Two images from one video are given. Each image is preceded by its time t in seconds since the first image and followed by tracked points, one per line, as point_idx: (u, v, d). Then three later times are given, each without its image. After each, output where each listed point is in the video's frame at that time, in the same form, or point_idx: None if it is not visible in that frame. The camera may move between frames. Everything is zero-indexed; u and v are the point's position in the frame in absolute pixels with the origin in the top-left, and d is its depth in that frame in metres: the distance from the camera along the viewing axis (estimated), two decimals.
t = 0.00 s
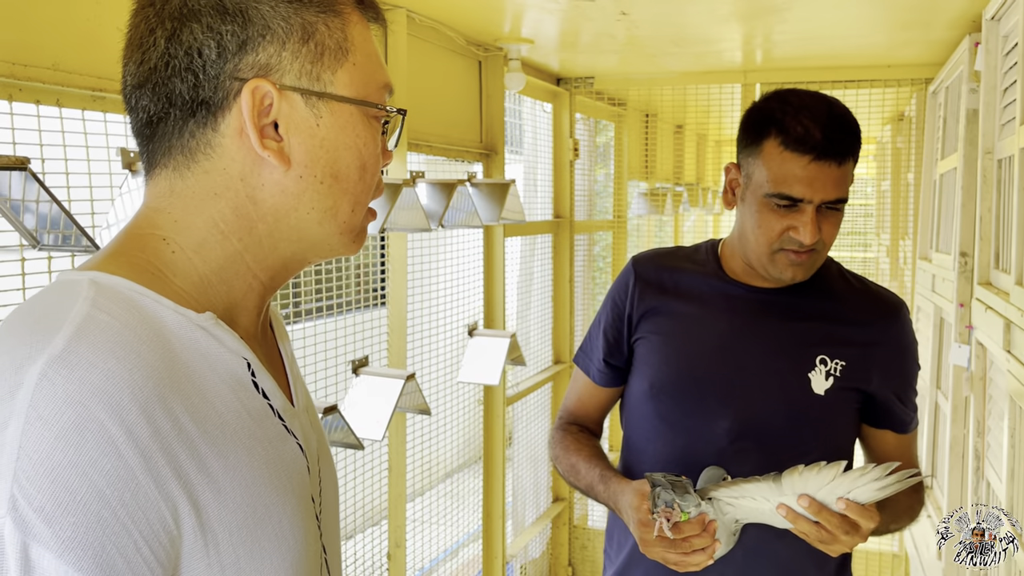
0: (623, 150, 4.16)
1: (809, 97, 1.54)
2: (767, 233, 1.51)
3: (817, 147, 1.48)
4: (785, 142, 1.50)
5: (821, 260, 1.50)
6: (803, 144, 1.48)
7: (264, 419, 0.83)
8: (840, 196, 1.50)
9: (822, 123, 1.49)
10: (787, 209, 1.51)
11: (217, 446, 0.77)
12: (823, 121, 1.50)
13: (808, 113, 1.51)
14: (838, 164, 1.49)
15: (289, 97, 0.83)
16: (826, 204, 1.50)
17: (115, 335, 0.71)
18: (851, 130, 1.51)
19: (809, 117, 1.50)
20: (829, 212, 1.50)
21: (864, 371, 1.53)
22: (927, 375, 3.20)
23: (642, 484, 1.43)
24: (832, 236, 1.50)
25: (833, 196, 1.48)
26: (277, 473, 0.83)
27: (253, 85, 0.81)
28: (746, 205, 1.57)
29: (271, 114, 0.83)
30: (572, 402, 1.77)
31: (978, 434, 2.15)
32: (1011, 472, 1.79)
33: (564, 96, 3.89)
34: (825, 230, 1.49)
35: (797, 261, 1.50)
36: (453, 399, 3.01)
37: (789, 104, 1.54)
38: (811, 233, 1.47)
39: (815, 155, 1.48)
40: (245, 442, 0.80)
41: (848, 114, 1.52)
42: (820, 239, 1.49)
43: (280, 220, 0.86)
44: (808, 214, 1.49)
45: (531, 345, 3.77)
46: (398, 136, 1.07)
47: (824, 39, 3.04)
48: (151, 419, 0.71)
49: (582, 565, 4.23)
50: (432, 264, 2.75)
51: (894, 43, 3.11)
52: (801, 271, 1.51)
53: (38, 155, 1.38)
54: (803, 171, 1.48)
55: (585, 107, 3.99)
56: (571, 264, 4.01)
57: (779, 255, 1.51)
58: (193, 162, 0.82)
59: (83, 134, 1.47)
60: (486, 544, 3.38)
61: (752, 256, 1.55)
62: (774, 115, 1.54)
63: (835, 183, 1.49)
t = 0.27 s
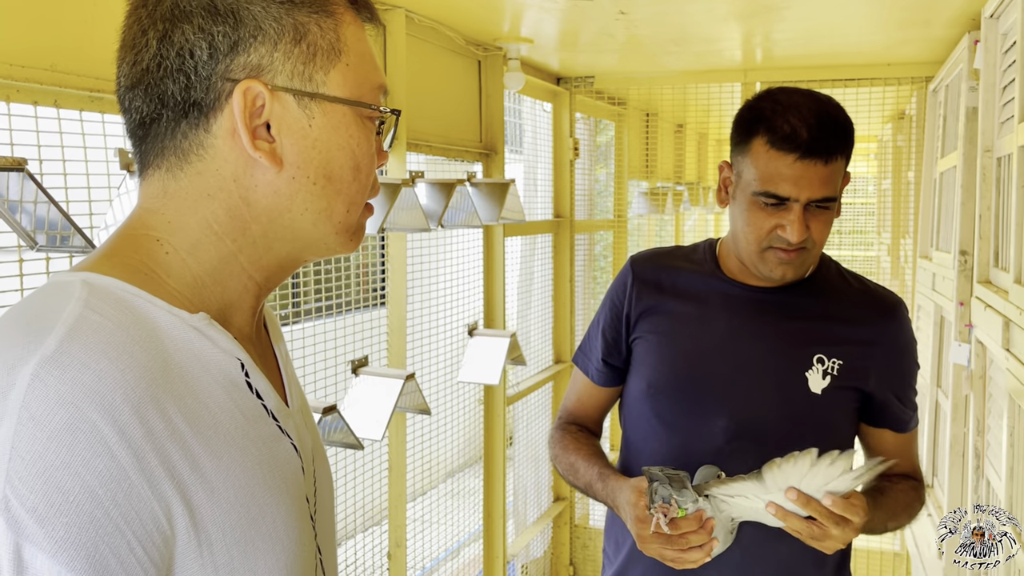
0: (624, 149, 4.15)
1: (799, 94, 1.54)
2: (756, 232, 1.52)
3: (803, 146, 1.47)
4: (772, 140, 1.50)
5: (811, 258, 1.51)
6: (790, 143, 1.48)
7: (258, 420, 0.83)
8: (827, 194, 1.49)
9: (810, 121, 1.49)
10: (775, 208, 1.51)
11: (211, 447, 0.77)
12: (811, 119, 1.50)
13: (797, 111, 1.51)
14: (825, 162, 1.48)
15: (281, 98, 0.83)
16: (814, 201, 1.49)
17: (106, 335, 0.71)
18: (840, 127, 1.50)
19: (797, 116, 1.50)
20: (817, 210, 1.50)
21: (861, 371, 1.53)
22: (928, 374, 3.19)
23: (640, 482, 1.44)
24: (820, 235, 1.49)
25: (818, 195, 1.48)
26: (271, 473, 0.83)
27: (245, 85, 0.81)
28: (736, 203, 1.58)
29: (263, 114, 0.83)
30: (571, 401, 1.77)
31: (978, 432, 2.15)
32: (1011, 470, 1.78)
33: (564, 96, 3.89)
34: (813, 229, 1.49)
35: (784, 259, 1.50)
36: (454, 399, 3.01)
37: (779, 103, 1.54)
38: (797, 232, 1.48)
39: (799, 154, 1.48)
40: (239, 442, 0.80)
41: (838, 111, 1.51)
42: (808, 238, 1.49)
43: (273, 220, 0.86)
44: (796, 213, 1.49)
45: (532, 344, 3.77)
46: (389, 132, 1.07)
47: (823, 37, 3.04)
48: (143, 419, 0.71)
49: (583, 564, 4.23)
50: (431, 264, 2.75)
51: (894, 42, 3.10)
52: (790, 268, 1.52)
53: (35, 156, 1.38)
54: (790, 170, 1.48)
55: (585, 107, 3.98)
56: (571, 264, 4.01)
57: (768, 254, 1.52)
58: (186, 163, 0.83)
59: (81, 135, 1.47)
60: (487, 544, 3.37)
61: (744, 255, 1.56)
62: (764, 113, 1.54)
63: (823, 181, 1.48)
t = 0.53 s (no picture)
0: (625, 149, 4.15)
1: (781, 88, 1.59)
2: (734, 222, 1.57)
3: (775, 133, 1.53)
4: (746, 131, 1.56)
5: (788, 250, 1.52)
6: (762, 131, 1.54)
7: (257, 426, 0.84)
8: (801, 182, 1.52)
9: (785, 112, 1.53)
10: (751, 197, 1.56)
11: (209, 453, 0.77)
12: (788, 110, 1.54)
13: (775, 103, 1.56)
14: (796, 149, 1.52)
15: (280, 107, 0.83)
16: (788, 189, 1.53)
17: (105, 341, 0.72)
18: (817, 118, 1.54)
19: (773, 106, 1.55)
20: (793, 199, 1.53)
21: (862, 367, 1.53)
22: (930, 373, 3.19)
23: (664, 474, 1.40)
24: (795, 222, 1.52)
25: (788, 181, 1.52)
26: (270, 478, 0.83)
27: (244, 93, 0.82)
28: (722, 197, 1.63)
29: (262, 122, 0.83)
30: (570, 402, 1.77)
31: (979, 432, 2.15)
32: (1012, 471, 1.78)
33: (564, 96, 3.89)
34: (788, 218, 1.52)
35: (761, 248, 1.53)
36: (456, 399, 3.01)
37: (761, 95, 1.59)
38: (769, 219, 1.52)
39: (768, 142, 1.53)
40: (238, 447, 0.80)
41: (817, 102, 1.54)
42: (782, 226, 1.52)
43: (270, 228, 0.87)
44: (768, 201, 1.53)
45: (534, 344, 3.78)
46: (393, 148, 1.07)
47: (824, 37, 3.04)
48: (141, 425, 0.72)
49: (585, 564, 4.23)
50: (432, 265, 2.76)
51: (895, 41, 3.10)
52: (769, 261, 1.53)
53: (36, 159, 1.38)
54: (762, 157, 1.54)
55: (585, 107, 3.98)
56: (573, 265, 4.01)
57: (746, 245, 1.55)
58: (185, 166, 0.83)
59: (82, 139, 1.47)
60: (489, 544, 3.37)
61: (728, 248, 1.60)
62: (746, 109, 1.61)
63: (795, 168, 1.52)
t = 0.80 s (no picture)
0: (626, 147, 4.15)
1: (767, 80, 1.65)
2: (721, 208, 1.60)
3: (756, 117, 1.58)
4: (731, 118, 1.62)
5: (773, 233, 1.54)
6: (744, 116, 1.60)
7: (256, 427, 0.86)
8: (783, 163, 1.56)
9: (769, 98, 1.59)
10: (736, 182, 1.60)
11: (206, 455, 0.79)
12: (773, 98, 1.59)
13: (759, 91, 1.62)
14: (777, 132, 1.57)
15: (284, 110, 0.84)
16: (770, 171, 1.57)
17: (105, 343, 0.73)
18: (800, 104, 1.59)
19: (757, 93, 1.61)
20: (776, 181, 1.56)
21: (864, 365, 1.52)
22: (931, 372, 3.19)
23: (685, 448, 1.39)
24: (777, 203, 1.55)
25: (769, 161, 1.56)
26: (267, 480, 0.86)
27: (248, 97, 0.82)
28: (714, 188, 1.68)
29: (266, 126, 0.83)
30: (570, 396, 1.77)
31: (980, 432, 2.15)
32: (1013, 471, 1.78)
33: (565, 95, 3.87)
34: (771, 200, 1.55)
35: (746, 233, 1.56)
36: (457, 398, 3.01)
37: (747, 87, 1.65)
38: (751, 201, 1.55)
39: (749, 125, 1.59)
40: (236, 449, 0.82)
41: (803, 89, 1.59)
42: (765, 209, 1.55)
43: (275, 231, 0.87)
44: (751, 184, 1.57)
45: (535, 342, 3.77)
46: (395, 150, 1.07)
47: (824, 36, 3.03)
48: (140, 427, 0.73)
49: (586, 562, 4.23)
50: (433, 264, 2.76)
51: (896, 40, 3.10)
52: (755, 247, 1.55)
53: (37, 160, 1.38)
54: (745, 141, 1.59)
55: (586, 106, 3.98)
56: (574, 264, 4.01)
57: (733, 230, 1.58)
58: (187, 171, 0.83)
59: (83, 139, 1.48)
60: (490, 542, 3.38)
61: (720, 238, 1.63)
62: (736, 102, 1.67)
63: (776, 150, 1.56)
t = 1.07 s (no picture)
0: (625, 145, 4.15)
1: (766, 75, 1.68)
2: (726, 201, 1.62)
3: (758, 108, 1.61)
4: (732, 111, 1.64)
5: (778, 223, 1.56)
6: (747, 108, 1.62)
7: (250, 424, 0.86)
8: (786, 153, 1.58)
9: (769, 90, 1.61)
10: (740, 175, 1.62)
11: (200, 452, 0.79)
12: (774, 90, 1.62)
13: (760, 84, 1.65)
14: (780, 122, 1.60)
15: (276, 103, 0.85)
16: (774, 162, 1.59)
17: (96, 339, 0.73)
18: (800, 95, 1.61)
19: (758, 86, 1.64)
20: (780, 172, 1.58)
21: (865, 364, 1.51)
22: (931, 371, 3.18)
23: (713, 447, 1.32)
24: (782, 194, 1.56)
25: (773, 152, 1.58)
26: (262, 476, 0.85)
27: (241, 91, 0.82)
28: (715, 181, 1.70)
29: (259, 120, 0.84)
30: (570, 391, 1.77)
31: (981, 430, 2.15)
32: (1013, 469, 1.77)
33: (565, 93, 3.86)
34: (776, 190, 1.57)
35: (752, 225, 1.57)
36: (456, 397, 3.01)
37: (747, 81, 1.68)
38: (756, 192, 1.57)
39: (752, 117, 1.61)
40: (230, 446, 0.82)
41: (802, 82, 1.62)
42: (770, 199, 1.57)
43: (269, 223, 0.88)
44: (756, 175, 1.59)
45: (535, 341, 3.77)
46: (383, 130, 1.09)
47: (825, 33, 3.03)
48: (133, 424, 0.73)
49: (587, 561, 4.22)
50: (433, 262, 2.75)
51: (897, 37, 3.09)
52: (761, 240, 1.55)
53: (33, 156, 1.38)
54: (748, 132, 1.61)
55: (586, 104, 3.97)
56: (574, 262, 4.00)
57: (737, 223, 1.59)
58: (180, 168, 0.84)
59: (80, 136, 1.47)
60: (489, 541, 3.37)
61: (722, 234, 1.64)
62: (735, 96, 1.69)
63: (780, 140, 1.59)
